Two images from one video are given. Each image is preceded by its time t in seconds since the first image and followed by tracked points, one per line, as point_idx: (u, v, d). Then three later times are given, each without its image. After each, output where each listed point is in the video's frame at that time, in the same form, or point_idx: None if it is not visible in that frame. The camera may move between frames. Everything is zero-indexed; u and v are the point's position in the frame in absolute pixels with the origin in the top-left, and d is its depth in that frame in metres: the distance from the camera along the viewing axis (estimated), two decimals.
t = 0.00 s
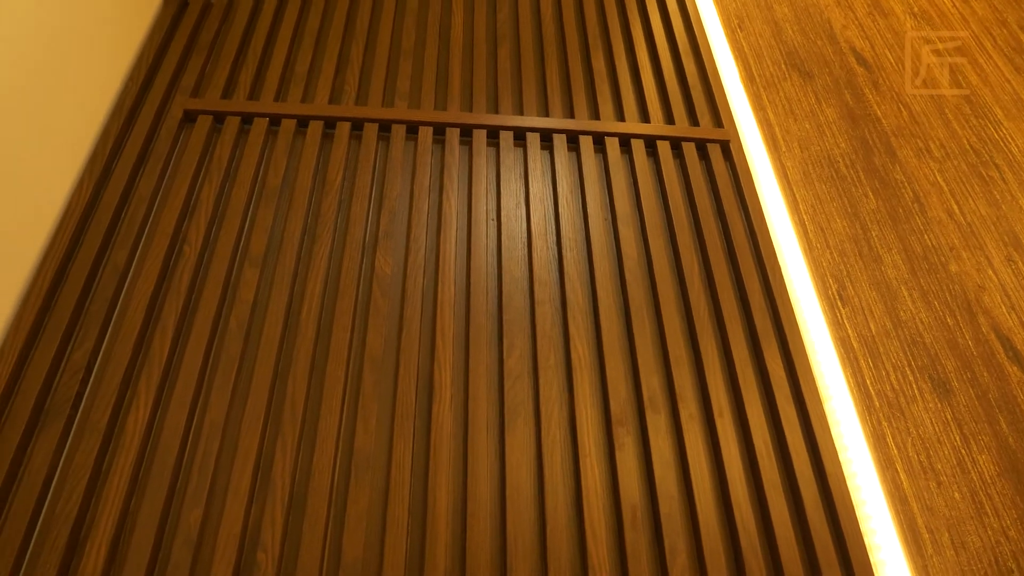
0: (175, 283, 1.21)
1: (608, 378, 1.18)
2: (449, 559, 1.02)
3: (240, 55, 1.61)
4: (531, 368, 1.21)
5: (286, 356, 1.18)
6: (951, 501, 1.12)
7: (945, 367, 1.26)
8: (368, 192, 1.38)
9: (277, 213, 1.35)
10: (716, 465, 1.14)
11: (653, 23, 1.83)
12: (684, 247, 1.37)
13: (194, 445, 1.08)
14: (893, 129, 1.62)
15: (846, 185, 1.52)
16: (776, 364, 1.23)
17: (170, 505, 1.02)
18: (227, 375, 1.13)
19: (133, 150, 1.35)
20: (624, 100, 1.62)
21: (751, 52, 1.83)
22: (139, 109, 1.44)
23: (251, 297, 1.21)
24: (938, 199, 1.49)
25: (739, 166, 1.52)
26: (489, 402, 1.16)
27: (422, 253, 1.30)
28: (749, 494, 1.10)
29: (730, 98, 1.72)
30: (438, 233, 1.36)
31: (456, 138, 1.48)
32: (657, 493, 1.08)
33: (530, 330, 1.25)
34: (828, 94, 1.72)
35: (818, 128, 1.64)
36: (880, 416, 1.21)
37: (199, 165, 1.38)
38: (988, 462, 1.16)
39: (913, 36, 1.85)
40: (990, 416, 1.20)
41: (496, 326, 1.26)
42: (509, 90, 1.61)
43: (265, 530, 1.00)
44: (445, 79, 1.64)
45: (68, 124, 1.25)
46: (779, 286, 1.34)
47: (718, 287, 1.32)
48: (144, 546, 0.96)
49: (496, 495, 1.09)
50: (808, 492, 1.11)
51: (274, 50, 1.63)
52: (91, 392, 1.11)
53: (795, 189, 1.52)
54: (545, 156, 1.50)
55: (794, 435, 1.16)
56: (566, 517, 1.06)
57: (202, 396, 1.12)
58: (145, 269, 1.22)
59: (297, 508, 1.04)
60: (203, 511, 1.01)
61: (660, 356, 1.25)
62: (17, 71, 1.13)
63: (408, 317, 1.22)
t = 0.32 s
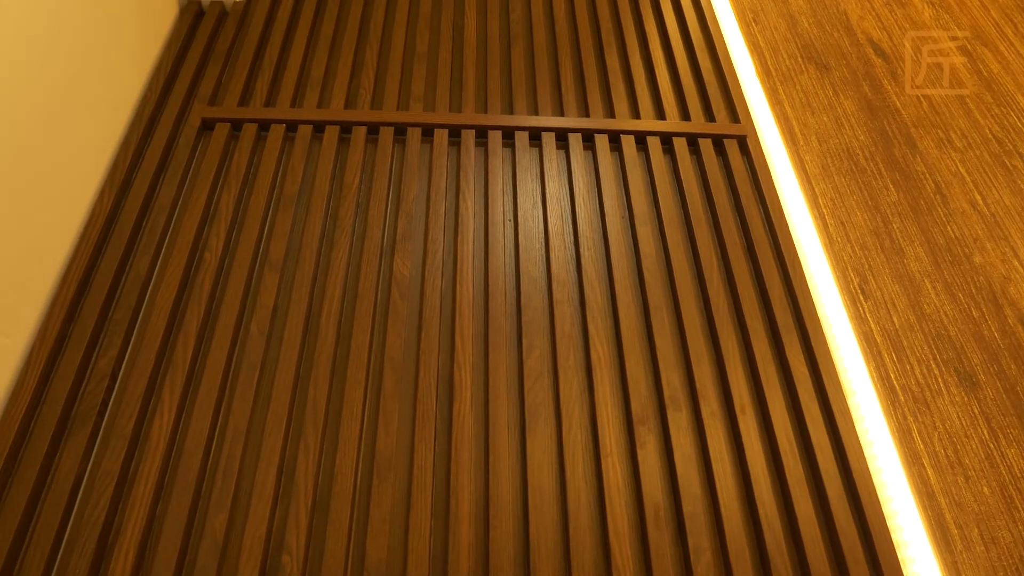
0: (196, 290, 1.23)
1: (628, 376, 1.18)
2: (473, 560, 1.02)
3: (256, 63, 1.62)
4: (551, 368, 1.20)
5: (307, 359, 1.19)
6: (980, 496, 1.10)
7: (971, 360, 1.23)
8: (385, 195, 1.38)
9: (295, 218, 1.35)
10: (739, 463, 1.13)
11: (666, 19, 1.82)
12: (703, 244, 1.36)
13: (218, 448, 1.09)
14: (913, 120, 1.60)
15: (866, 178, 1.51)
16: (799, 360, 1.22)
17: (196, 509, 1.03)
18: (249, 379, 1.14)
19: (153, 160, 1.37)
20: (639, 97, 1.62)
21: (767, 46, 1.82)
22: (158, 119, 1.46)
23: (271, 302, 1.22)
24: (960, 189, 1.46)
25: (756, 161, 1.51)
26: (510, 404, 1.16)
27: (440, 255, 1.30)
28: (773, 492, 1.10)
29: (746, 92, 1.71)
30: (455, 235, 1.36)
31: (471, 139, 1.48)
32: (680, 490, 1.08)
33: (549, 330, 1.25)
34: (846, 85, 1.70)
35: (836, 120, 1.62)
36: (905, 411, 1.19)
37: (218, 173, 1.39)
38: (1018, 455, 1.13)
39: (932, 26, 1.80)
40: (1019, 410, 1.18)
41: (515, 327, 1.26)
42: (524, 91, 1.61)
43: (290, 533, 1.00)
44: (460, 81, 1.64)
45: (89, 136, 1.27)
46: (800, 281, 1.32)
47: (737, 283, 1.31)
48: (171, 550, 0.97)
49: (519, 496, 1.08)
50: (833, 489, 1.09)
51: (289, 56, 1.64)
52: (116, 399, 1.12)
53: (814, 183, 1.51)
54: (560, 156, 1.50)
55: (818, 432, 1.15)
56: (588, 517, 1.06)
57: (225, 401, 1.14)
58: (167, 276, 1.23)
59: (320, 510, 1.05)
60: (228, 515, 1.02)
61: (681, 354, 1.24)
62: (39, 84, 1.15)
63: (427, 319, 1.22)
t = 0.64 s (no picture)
0: (217, 296, 1.24)
1: (648, 375, 1.18)
2: (496, 561, 1.02)
3: (271, 69, 1.64)
4: (570, 368, 1.20)
5: (327, 362, 1.20)
6: (1008, 491, 1.08)
7: (997, 353, 1.22)
8: (402, 199, 1.39)
9: (313, 223, 1.36)
10: (762, 460, 1.12)
11: (680, 15, 1.81)
12: (721, 240, 1.35)
13: (241, 451, 1.10)
14: (933, 110, 1.57)
15: (885, 170, 1.49)
16: (820, 355, 1.21)
17: (220, 513, 1.04)
18: (270, 383, 1.14)
19: (172, 169, 1.38)
20: (654, 94, 1.61)
21: (782, 39, 1.81)
22: (176, 127, 1.48)
23: (290, 307, 1.23)
24: (983, 179, 1.44)
25: (774, 156, 1.50)
26: (530, 404, 1.16)
27: (457, 257, 1.31)
28: (797, 489, 1.09)
29: (762, 86, 1.70)
30: (472, 236, 1.36)
31: (486, 141, 1.48)
32: (702, 488, 1.07)
33: (567, 330, 1.25)
34: (863, 78, 1.68)
35: (854, 113, 1.61)
36: (930, 406, 1.17)
37: (236, 179, 1.40)
38: None
39: (951, 14, 1.77)
40: None
41: (534, 327, 1.26)
42: (538, 90, 1.61)
43: (313, 535, 1.01)
44: (474, 83, 1.64)
45: (109, 146, 1.29)
46: (820, 275, 1.31)
47: (757, 279, 1.30)
48: (196, 554, 0.99)
49: (540, 497, 1.08)
50: (858, 485, 1.08)
51: (304, 62, 1.65)
52: (140, 404, 1.14)
53: (833, 177, 1.49)
54: (576, 155, 1.50)
55: (841, 428, 1.14)
56: (611, 517, 1.05)
57: (247, 405, 1.14)
58: (188, 283, 1.24)
59: (343, 512, 1.06)
60: (252, 518, 1.02)
61: (701, 352, 1.23)
62: (60, 96, 1.17)
63: (446, 321, 1.23)
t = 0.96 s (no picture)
0: (237, 302, 1.25)
1: (667, 373, 1.17)
2: (519, 561, 1.02)
3: (286, 76, 1.65)
4: (589, 367, 1.20)
5: (347, 366, 1.20)
6: None
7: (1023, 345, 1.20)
8: (418, 201, 1.39)
9: (330, 227, 1.37)
10: (784, 457, 1.11)
11: (693, 11, 1.80)
12: (739, 236, 1.34)
13: (264, 455, 1.11)
14: (953, 100, 1.55)
15: (905, 162, 1.47)
16: (842, 350, 1.20)
17: (244, 516, 1.05)
18: (292, 387, 1.15)
19: (190, 177, 1.40)
20: (668, 90, 1.60)
21: (797, 32, 1.79)
22: (194, 135, 1.49)
23: (309, 311, 1.24)
24: (1005, 169, 1.41)
25: (791, 150, 1.48)
26: (549, 404, 1.16)
27: (474, 258, 1.31)
28: (820, 486, 1.08)
29: (778, 80, 1.68)
30: (489, 238, 1.36)
31: (501, 141, 1.48)
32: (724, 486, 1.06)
33: (586, 329, 1.24)
34: (881, 69, 1.67)
35: (872, 105, 1.59)
36: (955, 400, 1.16)
37: (254, 186, 1.42)
38: None
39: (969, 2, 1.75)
40: None
41: (552, 327, 1.26)
42: (552, 90, 1.60)
43: (337, 537, 1.01)
44: (487, 84, 1.64)
45: (128, 153, 1.30)
46: (841, 270, 1.30)
47: (776, 274, 1.29)
48: (222, 557, 0.99)
49: (562, 496, 1.08)
50: (883, 481, 1.07)
51: (318, 68, 1.66)
52: (164, 410, 1.15)
53: (852, 170, 1.47)
54: (591, 154, 1.50)
55: (865, 423, 1.12)
56: (633, 516, 1.05)
57: (268, 409, 1.15)
58: (208, 288, 1.25)
59: (365, 514, 1.06)
60: (275, 521, 1.03)
61: (721, 348, 1.22)
62: (83, 107, 1.18)
63: (464, 323, 1.23)
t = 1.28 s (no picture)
0: (256, 307, 1.26)
1: (687, 371, 1.16)
2: (541, 562, 1.02)
3: (301, 81, 1.66)
4: (608, 366, 1.20)
5: (366, 369, 1.21)
6: None
7: None
8: (434, 204, 1.40)
9: (347, 231, 1.38)
10: (807, 454, 1.10)
11: (706, 7, 1.79)
12: (757, 232, 1.33)
13: (286, 459, 1.12)
14: (973, 91, 1.53)
15: (925, 154, 1.45)
16: (864, 345, 1.19)
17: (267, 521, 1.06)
18: (312, 392, 1.16)
19: (208, 184, 1.41)
20: (682, 87, 1.59)
21: (812, 25, 1.78)
22: (211, 143, 1.50)
23: (328, 315, 1.24)
24: None
25: (808, 144, 1.47)
26: (568, 404, 1.16)
27: (491, 259, 1.31)
28: (844, 482, 1.06)
29: (793, 74, 1.67)
30: (505, 238, 1.36)
31: (516, 142, 1.48)
32: (746, 484, 1.06)
33: (604, 328, 1.24)
34: (898, 61, 1.65)
35: (890, 97, 1.57)
36: (980, 394, 1.14)
37: (271, 191, 1.43)
38: None
39: None
40: None
41: (570, 326, 1.25)
42: (565, 89, 1.60)
43: (359, 540, 1.02)
44: (501, 85, 1.64)
45: (146, 161, 1.31)
46: (861, 264, 1.29)
47: (795, 270, 1.28)
48: (245, 561, 1.00)
49: (582, 496, 1.08)
50: (908, 477, 1.06)
51: (333, 73, 1.67)
52: (186, 415, 1.16)
53: (870, 163, 1.46)
54: (606, 152, 1.49)
55: (888, 418, 1.11)
56: (654, 515, 1.05)
57: (289, 413, 1.16)
58: (228, 294, 1.26)
59: (387, 517, 1.07)
60: (298, 524, 1.04)
61: (740, 345, 1.21)
62: (104, 118, 1.20)
63: (482, 324, 1.23)
